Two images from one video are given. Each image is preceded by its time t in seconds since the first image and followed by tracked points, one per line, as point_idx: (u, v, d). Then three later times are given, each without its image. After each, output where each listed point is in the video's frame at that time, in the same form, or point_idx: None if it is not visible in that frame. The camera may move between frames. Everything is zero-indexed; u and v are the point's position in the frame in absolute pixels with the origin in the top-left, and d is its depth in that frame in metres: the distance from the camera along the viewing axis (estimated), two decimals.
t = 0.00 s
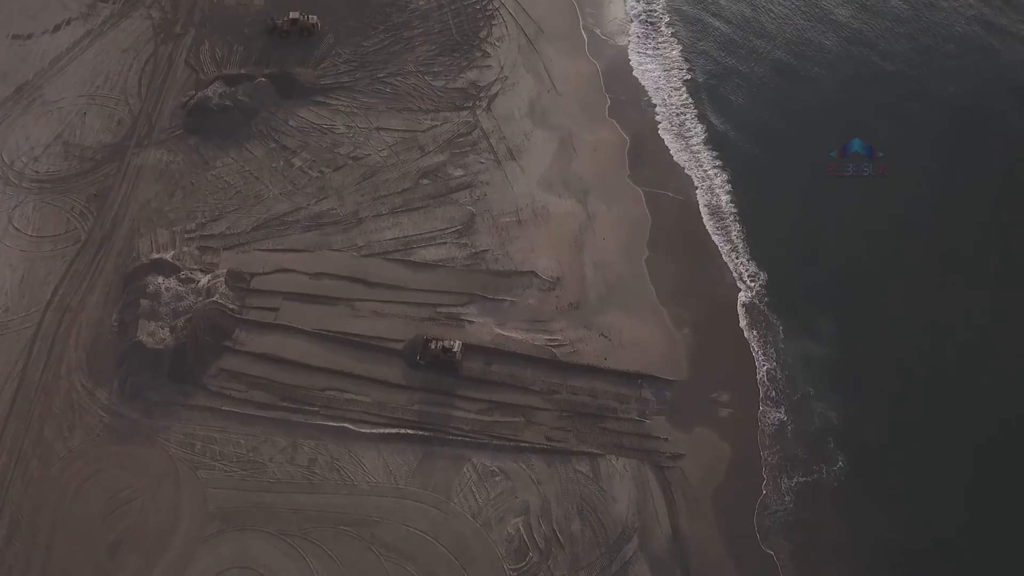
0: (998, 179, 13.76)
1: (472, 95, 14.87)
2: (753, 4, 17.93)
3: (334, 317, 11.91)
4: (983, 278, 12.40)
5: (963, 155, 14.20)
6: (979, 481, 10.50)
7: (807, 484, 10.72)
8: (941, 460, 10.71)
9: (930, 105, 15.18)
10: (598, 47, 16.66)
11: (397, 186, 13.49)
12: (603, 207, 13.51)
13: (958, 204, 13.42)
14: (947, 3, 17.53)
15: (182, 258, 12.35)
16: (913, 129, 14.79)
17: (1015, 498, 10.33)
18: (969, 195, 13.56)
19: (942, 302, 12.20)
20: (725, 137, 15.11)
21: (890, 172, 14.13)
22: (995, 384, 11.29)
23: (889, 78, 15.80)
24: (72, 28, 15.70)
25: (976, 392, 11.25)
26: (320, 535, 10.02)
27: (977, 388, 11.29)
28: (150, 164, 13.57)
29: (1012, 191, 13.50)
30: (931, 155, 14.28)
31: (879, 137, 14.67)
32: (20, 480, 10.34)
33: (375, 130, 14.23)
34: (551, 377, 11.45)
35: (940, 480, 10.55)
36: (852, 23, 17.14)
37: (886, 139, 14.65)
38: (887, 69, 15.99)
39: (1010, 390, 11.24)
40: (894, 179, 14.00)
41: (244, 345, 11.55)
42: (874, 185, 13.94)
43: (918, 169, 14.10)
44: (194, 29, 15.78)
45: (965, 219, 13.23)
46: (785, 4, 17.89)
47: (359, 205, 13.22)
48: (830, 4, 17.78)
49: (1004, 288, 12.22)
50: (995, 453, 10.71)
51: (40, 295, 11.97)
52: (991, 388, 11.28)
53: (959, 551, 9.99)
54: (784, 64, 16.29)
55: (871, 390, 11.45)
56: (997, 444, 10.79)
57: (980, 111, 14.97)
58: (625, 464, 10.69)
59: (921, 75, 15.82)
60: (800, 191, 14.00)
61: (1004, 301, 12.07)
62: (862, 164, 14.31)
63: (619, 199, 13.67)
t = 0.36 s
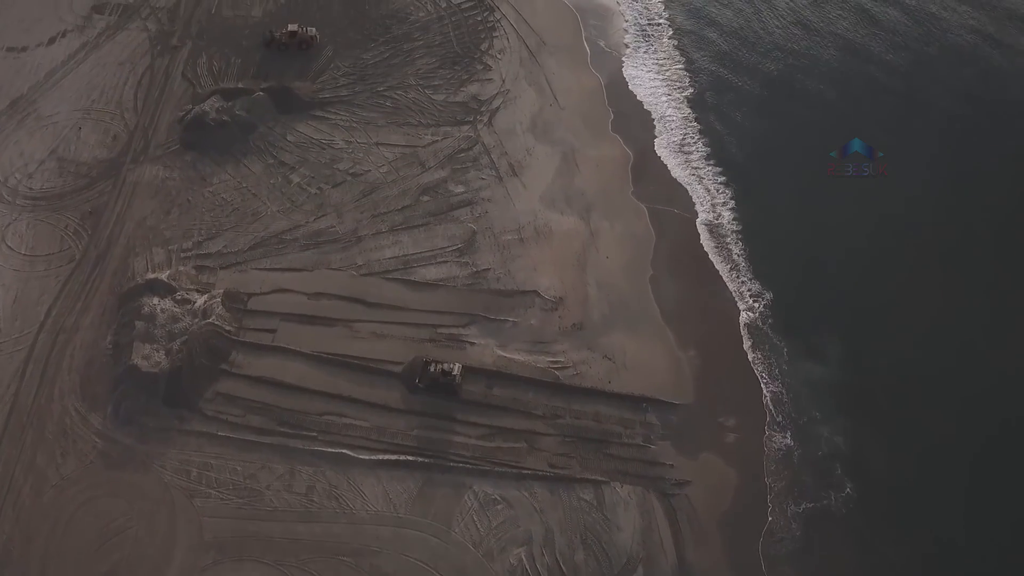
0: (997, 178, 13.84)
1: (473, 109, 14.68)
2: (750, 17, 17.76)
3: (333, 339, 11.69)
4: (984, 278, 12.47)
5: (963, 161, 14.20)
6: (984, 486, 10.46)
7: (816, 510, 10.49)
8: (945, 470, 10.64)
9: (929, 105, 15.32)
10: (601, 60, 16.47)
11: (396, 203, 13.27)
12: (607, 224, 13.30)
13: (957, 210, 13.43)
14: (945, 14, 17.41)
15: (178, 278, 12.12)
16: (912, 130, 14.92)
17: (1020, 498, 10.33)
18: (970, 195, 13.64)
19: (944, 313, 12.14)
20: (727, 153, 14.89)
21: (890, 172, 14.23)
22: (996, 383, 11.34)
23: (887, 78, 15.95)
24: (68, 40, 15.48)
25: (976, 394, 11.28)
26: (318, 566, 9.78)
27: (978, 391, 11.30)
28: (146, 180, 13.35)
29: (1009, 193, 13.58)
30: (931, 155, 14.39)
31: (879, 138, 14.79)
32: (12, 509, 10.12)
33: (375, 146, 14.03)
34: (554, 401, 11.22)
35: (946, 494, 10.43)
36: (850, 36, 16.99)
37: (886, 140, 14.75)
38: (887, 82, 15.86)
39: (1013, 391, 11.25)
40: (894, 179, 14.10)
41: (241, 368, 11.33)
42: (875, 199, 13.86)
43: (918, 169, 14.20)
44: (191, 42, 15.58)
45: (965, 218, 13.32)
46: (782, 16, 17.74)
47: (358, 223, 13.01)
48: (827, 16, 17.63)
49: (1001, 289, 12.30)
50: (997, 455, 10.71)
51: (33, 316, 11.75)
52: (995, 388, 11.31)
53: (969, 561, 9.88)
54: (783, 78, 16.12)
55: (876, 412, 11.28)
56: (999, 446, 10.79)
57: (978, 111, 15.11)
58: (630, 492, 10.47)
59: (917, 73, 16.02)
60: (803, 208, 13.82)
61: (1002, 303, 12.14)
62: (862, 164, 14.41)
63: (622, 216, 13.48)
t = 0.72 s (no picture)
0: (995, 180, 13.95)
1: (474, 124, 14.49)
2: (748, 29, 17.56)
3: (331, 362, 11.46)
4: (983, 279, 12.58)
5: (962, 161, 14.27)
6: (987, 489, 10.48)
7: (824, 538, 10.25)
8: (950, 478, 10.61)
9: (928, 105, 15.38)
10: (604, 73, 16.27)
11: (397, 221, 13.06)
12: (610, 242, 13.09)
13: (957, 216, 13.43)
14: (946, 26, 17.22)
15: (174, 298, 11.89)
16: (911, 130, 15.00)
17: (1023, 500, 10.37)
18: (969, 195, 13.72)
19: (947, 325, 12.08)
20: (728, 169, 14.67)
21: (890, 172, 14.30)
22: (995, 383, 11.43)
23: (886, 80, 16.01)
24: (63, 53, 15.25)
25: (977, 396, 11.33)
26: None
27: (979, 394, 11.34)
28: (142, 198, 13.13)
29: (1006, 193, 13.70)
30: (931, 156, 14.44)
31: (878, 138, 14.87)
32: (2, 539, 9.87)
33: (375, 161, 13.83)
34: (557, 426, 11.00)
35: (951, 505, 10.39)
36: (850, 49, 16.81)
37: (885, 140, 14.83)
38: (886, 84, 15.94)
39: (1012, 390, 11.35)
40: (893, 179, 14.18)
41: (238, 392, 11.11)
42: (877, 210, 13.75)
43: (917, 169, 14.27)
44: (188, 55, 15.37)
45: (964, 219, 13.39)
46: (781, 27, 17.54)
47: (358, 241, 12.80)
48: (827, 21, 17.64)
49: (999, 290, 12.39)
50: (999, 459, 10.74)
51: (26, 338, 11.51)
52: (993, 387, 11.41)
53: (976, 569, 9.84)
54: (783, 82, 16.14)
55: (882, 433, 11.10)
56: (1001, 449, 10.84)
57: (976, 111, 15.20)
58: (635, 520, 10.25)
59: (915, 75, 16.11)
60: (806, 224, 13.63)
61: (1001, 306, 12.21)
62: (862, 164, 14.47)
63: (626, 234, 13.27)
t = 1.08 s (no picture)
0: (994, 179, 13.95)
1: (475, 139, 14.29)
2: (750, 42, 17.29)
3: (328, 386, 11.23)
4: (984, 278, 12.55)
5: (962, 162, 14.28)
6: (988, 489, 10.43)
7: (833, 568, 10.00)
8: (951, 479, 10.57)
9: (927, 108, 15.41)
10: (606, 86, 16.09)
11: (396, 239, 12.84)
12: (613, 260, 12.88)
13: (957, 217, 13.40)
14: (949, 35, 17.03)
15: (170, 320, 11.66)
16: (911, 130, 15.02)
17: None
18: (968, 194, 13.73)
19: (948, 327, 12.02)
20: (729, 185, 14.45)
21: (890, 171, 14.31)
22: (996, 381, 11.40)
23: (886, 83, 16.04)
24: (58, 65, 15.05)
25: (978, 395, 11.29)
26: None
27: (979, 393, 11.31)
28: (138, 216, 12.91)
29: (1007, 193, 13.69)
30: (931, 157, 14.44)
31: (878, 138, 14.90)
32: None
33: (374, 178, 13.62)
34: (559, 451, 10.78)
35: (954, 507, 10.31)
36: (851, 63, 16.55)
37: (884, 140, 14.86)
38: (886, 85, 15.97)
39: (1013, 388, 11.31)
40: (893, 179, 14.19)
41: (234, 416, 10.88)
42: (880, 222, 13.56)
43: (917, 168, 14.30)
44: (185, 68, 15.17)
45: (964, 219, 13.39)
46: (783, 40, 17.27)
47: (357, 260, 12.58)
48: (827, 23, 17.69)
49: (999, 288, 12.38)
50: (1001, 459, 10.69)
51: (19, 361, 11.30)
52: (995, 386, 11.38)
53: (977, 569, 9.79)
54: (783, 83, 16.19)
55: (887, 456, 10.88)
56: (1003, 448, 10.79)
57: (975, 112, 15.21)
58: (640, 550, 10.03)
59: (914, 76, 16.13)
60: (807, 230, 13.56)
61: (1002, 304, 12.17)
62: (862, 164, 14.49)
63: (630, 252, 13.06)
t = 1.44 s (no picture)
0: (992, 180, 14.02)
1: (476, 153, 14.10)
2: (751, 52, 17.15)
3: (327, 408, 11.03)
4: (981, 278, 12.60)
5: (959, 163, 14.34)
6: (989, 490, 10.48)
7: None
8: (952, 482, 10.58)
9: (927, 110, 15.44)
10: (608, 99, 15.92)
11: (396, 256, 12.64)
12: (617, 278, 12.68)
13: (956, 218, 13.45)
14: (949, 42, 17.00)
15: (166, 341, 11.45)
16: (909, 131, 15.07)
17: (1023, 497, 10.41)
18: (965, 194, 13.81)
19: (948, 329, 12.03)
20: (730, 197, 14.29)
21: (890, 171, 14.36)
22: (993, 381, 11.47)
23: (886, 88, 16.01)
24: (53, 78, 14.85)
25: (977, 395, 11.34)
26: None
27: (978, 392, 11.36)
28: (134, 232, 12.71)
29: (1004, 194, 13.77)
30: (929, 159, 14.49)
31: (878, 139, 14.93)
32: None
33: (373, 193, 13.43)
34: (562, 476, 10.57)
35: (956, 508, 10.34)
36: (854, 76, 16.32)
37: (884, 140, 14.90)
38: (886, 88, 15.99)
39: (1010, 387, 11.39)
40: (893, 179, 14.23)
41: (231, 440, 10.67)
42: (881, 232, 13.44)
43: (916, 168, 14.35)
44: (182, 80, 14.98)
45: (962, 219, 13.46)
46: (784, 47, 17.21)
47: (356, 278, 12.37)
48: (826, 27, 17.70)
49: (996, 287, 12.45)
50: (1000, 459, 10.74)
51: (12, 382, 11.09)
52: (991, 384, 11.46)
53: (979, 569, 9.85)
54: (782, 85, 16.23)
55: (892, 476, 10.71)
56: (1002, 448, 10.84)
57: (972, 114, 15.29)
58: None
59: (913, 80, 16.16)
60: (807, 234, 13.51)
61: (999, 303, 12.26)
62: (862, 164, 14.53)
63: (633, 269, 12.87)
